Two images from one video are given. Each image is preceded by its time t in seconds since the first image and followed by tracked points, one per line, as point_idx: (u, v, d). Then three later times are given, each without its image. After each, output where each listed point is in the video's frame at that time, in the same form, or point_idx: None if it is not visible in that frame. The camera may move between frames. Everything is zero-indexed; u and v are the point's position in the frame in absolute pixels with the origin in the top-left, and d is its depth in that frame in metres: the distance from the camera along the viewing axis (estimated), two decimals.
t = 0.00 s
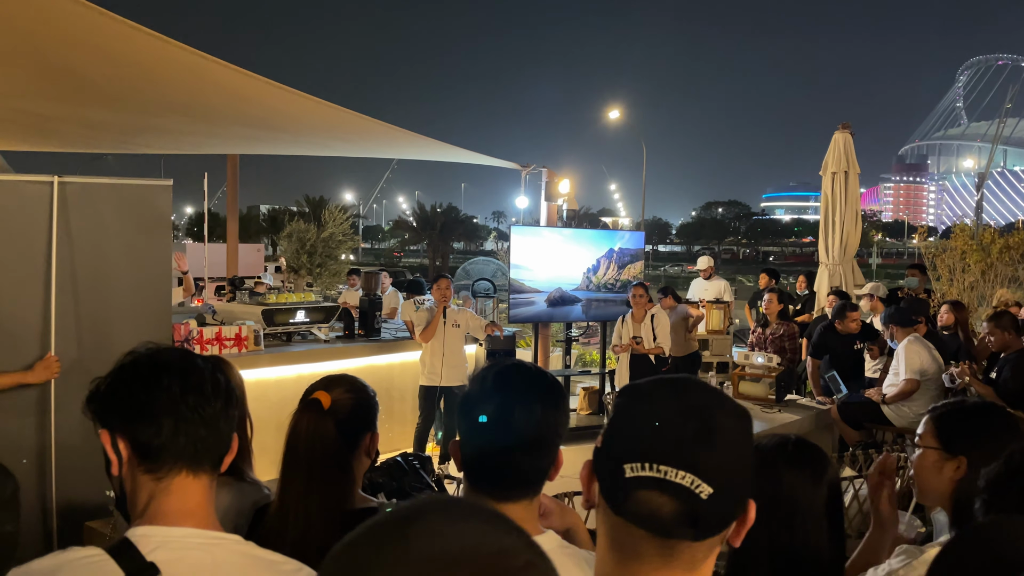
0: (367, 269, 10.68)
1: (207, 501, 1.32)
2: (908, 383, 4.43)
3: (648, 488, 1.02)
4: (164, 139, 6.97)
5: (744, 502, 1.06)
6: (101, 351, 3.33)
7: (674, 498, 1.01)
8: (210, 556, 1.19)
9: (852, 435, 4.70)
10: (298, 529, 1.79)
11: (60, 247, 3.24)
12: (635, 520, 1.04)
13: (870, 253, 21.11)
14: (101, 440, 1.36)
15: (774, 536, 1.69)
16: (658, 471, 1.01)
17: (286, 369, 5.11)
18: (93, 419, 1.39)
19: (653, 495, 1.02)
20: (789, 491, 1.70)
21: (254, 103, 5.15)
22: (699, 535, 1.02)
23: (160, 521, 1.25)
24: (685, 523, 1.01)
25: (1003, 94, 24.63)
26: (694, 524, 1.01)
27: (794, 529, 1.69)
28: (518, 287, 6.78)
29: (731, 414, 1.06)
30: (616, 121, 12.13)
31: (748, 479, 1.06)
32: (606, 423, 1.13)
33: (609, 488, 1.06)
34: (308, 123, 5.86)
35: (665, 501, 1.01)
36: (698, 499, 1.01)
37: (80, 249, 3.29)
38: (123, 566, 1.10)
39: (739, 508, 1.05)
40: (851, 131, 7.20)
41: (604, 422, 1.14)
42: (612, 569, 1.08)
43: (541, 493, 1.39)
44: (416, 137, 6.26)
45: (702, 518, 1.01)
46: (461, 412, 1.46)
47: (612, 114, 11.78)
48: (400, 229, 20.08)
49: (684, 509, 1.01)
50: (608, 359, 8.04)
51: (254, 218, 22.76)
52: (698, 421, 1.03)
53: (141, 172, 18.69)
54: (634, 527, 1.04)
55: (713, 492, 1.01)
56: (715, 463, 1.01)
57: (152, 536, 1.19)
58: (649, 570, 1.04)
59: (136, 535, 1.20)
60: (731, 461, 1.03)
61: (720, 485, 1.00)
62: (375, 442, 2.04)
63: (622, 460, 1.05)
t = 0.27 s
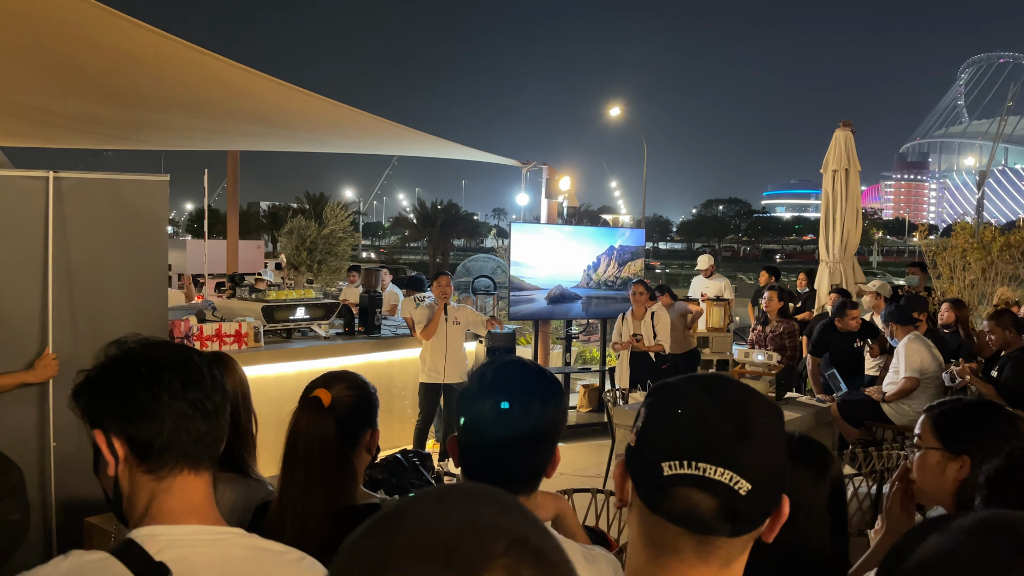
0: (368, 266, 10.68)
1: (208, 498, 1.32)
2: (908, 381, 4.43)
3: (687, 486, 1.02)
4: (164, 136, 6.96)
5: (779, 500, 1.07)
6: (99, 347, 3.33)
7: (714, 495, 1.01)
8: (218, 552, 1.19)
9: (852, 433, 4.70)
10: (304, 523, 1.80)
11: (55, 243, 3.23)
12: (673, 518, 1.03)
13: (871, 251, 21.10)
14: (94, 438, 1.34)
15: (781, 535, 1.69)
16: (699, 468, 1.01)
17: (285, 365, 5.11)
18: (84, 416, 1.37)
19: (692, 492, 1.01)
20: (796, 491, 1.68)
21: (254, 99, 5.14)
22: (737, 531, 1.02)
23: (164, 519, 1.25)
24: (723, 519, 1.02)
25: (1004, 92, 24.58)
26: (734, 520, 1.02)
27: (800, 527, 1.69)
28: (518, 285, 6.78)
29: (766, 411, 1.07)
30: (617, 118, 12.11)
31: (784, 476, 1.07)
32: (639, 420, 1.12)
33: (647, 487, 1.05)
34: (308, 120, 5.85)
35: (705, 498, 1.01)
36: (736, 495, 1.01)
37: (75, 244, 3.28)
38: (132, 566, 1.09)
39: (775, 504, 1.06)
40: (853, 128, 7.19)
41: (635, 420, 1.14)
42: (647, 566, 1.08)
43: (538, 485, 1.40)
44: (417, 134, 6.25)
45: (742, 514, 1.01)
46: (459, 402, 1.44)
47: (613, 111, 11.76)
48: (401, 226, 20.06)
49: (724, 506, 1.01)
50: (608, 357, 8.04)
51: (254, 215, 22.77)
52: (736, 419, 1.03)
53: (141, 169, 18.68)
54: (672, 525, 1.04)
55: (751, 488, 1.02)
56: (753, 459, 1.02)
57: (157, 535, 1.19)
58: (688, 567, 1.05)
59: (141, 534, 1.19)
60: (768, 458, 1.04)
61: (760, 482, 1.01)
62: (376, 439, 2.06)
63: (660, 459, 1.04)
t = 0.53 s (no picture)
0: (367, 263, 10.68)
1: (213, 497, 1.33)
2: (906, 379, 4.43)
3: (716, 486, 1.04)
4: (163, 132, 6.95)
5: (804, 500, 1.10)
6: (95, 342, 3.34)
7: (742, 495, 1.03)
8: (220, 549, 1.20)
9: (850, 430, 4.72)
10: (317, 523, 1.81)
11: (48, 239, 3.24)
12: (700, 519, 1.05)
13: (870, 248, 21.12)
14: (106, 427, 1.34)
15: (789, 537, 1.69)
16: (727, 468, 1.04)
17: (284, 362, 5.11)
18: (98, 403, 1.37)
19: (720, 493, 1.04)
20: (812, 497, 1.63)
21: (252, 95, 5.13)
22: (766, 530, 1.05)
23: (170, 516, 1.25)
24: (752, 519, 1.04)
25: (1004, 90, 24.58)
26: (761, 520, 1.04)
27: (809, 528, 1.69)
28: (518, 282, 6.78)
29: (789, 412, 1.11)
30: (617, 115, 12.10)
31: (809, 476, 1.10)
32: (661, 422, 1.14)
33: (673, 489, 1.08)
34: (307, 116, 5.84)
35: (733, 499, 1.04)
36: (764, 495, 1.04)
37: (68, 239, 3.29)
38: (133, 566, 1.10)
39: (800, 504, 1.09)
40: (852, 126, 7.19)
41: (656, 422, 1.16)
42: (673, 568, 1.09)
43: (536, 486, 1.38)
44: (416, 130, 6.24)
45: (771, 513, 1.04)
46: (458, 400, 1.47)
47: (612, 108, 11.75)
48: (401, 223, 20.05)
49: (751, 505, 1.03)
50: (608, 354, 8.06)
51: (254, 211, 22.76)
52: (762, 420, 1.07)
53: (140, 165, 18.65)
54: (699, 526, 1.06)
55: (778, 487, 1.04)
56: (778, 459, 1.05)
57: (160, 533, 1.20)
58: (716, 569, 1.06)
59: (143, 533, 1.20)
60: (796, 457, 1.07)
61: (786, 481, 1.04)
62: (380, 433, 2.06)
63: (688, 460, 1.06)
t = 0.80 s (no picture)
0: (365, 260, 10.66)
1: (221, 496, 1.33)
2: (905, 379, 4.43)
3: (741, 488, 1.04)
4: (162, 128, 6.92)
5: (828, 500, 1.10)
6: (92, 339, 3.33)
7: (767, 497, 1.03)
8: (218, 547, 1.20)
9: (848, 429, 4.72)
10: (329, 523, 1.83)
11: (45, 236, 3.23)
12: (725, 519, 1.06)
13: (868, 248, 21.16)
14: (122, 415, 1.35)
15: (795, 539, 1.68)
16: (753, 470, 1.03)
17: (283, 359, 5.10)
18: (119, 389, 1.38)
19: (746, 494, 1.04)
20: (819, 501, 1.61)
21: (251, 91, 5.11)
22: (792, 530, 1.05)
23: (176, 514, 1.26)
24: (778, 521, 1.04)
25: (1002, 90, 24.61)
26: (788, 520, 1.05)
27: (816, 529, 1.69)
28: (516, 280, 6.78)
29: (815, 413, 1.11)
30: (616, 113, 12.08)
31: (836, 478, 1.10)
32: (686, 423, 1.13)
33: (698, 490, 1.08)
34: (306, 113, 5.82)
35: (760, 499, 1.04)
36: (791, 497, 1.04)
37: (64, 235, 3.28)
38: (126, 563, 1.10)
39: (826, 505, 1.09)
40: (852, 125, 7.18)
41: (681, 422, 1.15)
42: (695, 566, 1.10)
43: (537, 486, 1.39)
44: (416, 128, 6.23)
45: (798, 514, 1.04)
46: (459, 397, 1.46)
47: (612, 106, 11.73)
48: (399, 220, 20.03)
49: (777, 507, 1.04)
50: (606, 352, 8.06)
51: (252, 208, 22.73)
52: (791, 421, 1.06)
53: (138, 161, 18.59)
54: (725, 528, 1.06)
55: (804, 489, 1.04)
56: (805, 461, 1.05)
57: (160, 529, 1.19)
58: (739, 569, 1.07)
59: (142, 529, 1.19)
60: (824, 460, 1.07)
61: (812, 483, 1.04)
62: (390, 431, 2.03)
63: (713, 461, 1.06)
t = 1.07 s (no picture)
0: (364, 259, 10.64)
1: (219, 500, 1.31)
2: (903, 379, 4.43)
3: (753, 497, 1.04)
4: (161, 125, 6.91)
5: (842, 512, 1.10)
6: (93, 337, 3.35)
7: (779, 507, 1.03)
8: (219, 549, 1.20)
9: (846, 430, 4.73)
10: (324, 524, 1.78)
11: (47, 235, 3.25)
12: (739, 530, 1.06)
13: (866, 248, 21.19)
14: (126, 412, 1.35)
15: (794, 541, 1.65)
16: (768, 481, 1.03)
17: (282, 358, 5.09)
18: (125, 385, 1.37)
19: (758, 505, 1.04)
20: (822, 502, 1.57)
21: (250, 90, 5.10)
22: (805, 542, 1.06)
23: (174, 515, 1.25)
24: (790, 531, 1.04)
25: (1000, 91, 24.65)
26: (800, 530, 1.04)
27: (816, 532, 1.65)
28: (515, 279, 6.77)
29: (829, 423, 1.11)
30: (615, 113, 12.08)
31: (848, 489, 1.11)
32: (700, 431, 1.12)
33: (710, 497, 1.08)
34: (305, 111, 5.81)
35: (773, 511, 1.04)
36: (804, 508, 1.04)
37: (66, 234, 3.29)
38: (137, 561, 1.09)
39: (839, 517, 1.09)
40: (851, 126, 7.19)
41: (695, 430, 1.14)
42: (705, 570, 1.11)
43: (537, 485, 1.38)
44: (415, 126, 6.22)
45: (809, 525, 1.04)
46: (466, 396, 1.45)
47: (611, 105, 11.72)
48: (398, 219, 20.03)
49: (790, 517, 1.04)
50: (605, 352, 8.06)
51: (250, 206, 22.70)
52: (806, 431, 1.06)
53: (136, 159, 18.56)
54: (736, 537, 1.06)
55: (820, 503, 1.04)
56: (818, 470, 1.04)
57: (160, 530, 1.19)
58: None
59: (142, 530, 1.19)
60: (839, 472, 1.07)
61: (827, 495, 1.04)
62: (404, 428, 2.09)
63: (727, 471, 1.05)
